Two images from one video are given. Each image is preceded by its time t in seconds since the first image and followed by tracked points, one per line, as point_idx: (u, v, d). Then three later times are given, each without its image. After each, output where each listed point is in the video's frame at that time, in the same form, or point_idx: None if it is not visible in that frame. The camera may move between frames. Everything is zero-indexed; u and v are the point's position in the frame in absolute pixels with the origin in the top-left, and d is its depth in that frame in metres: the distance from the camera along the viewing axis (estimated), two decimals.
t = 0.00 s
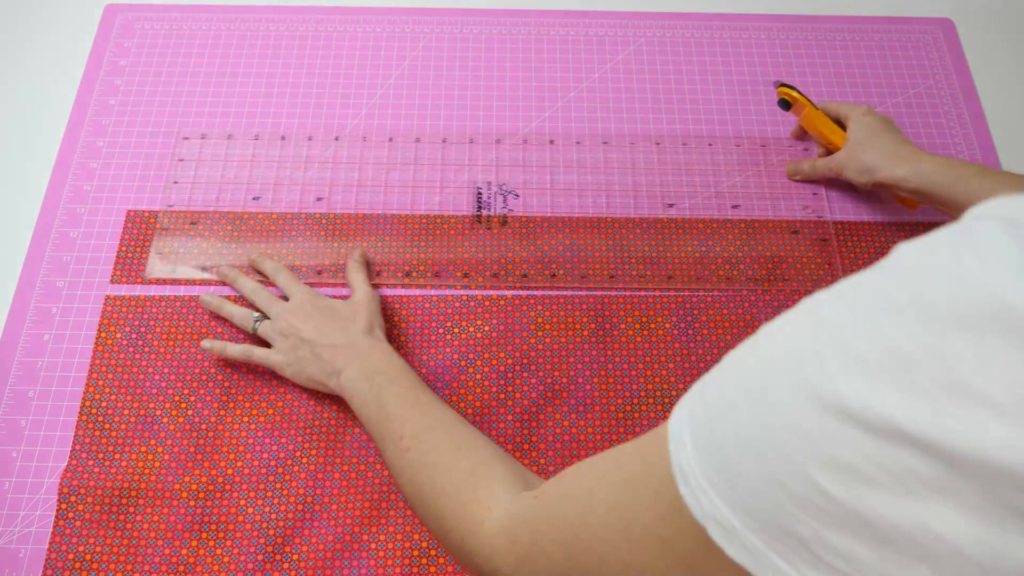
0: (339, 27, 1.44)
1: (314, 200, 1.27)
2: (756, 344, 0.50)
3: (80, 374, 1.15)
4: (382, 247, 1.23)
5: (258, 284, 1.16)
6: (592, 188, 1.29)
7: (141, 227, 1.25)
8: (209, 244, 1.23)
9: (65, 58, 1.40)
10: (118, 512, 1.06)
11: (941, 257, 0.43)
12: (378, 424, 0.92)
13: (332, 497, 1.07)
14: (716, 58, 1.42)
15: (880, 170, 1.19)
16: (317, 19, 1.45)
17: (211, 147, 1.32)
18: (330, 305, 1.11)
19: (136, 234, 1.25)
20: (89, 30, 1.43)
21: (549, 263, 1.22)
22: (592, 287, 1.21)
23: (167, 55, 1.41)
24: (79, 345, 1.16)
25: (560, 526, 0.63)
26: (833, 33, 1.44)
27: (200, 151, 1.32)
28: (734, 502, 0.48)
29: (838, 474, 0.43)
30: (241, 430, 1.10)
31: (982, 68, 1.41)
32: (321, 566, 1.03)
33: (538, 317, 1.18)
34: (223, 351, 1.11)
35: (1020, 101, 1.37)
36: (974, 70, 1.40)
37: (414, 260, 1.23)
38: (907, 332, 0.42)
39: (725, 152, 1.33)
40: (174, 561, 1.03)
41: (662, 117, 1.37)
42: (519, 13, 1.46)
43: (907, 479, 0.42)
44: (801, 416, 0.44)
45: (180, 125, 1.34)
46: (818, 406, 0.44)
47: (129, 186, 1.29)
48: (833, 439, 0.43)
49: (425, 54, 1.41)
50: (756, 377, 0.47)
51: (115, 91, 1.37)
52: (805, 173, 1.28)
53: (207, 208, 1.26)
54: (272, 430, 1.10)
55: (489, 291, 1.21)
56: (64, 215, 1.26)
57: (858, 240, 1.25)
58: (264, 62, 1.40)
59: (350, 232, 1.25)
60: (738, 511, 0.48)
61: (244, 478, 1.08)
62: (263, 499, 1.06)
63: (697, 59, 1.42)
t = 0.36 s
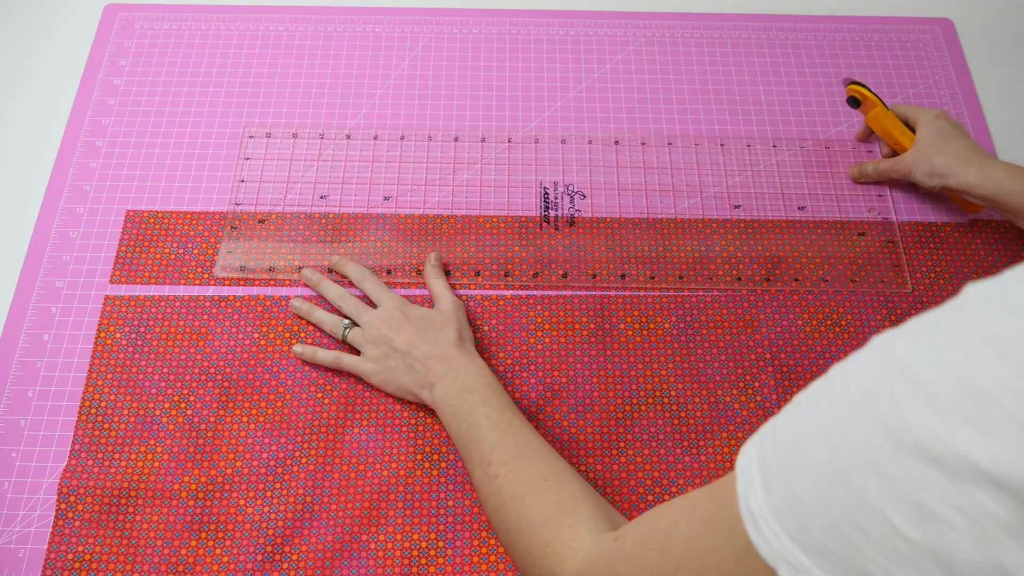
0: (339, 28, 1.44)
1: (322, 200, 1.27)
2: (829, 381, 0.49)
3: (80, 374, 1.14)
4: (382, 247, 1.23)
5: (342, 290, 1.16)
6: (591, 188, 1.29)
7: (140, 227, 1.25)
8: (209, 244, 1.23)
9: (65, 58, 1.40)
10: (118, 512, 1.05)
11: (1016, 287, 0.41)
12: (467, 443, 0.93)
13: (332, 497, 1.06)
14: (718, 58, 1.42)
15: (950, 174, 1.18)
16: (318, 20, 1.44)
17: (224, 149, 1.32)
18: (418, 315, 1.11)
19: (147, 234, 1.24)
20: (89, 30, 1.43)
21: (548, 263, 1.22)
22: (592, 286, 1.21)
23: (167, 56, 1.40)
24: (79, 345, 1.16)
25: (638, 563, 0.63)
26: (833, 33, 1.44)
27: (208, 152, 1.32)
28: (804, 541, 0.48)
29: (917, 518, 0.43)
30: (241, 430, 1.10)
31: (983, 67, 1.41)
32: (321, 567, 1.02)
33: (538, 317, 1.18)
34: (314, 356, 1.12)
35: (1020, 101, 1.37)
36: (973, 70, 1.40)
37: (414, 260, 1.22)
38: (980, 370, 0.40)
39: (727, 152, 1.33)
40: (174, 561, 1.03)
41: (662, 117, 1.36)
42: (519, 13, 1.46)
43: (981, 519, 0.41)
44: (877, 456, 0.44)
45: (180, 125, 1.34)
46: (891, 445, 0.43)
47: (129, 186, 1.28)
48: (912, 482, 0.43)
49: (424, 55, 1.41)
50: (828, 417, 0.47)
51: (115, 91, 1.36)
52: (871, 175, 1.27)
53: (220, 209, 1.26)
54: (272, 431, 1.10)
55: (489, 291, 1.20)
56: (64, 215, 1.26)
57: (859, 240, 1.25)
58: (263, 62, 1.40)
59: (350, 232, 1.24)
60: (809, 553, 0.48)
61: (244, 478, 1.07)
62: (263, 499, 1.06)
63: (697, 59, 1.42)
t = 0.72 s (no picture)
0: (339, 28, 1.44)
1: (328, 200, 1.27)
2: (783, 418, 0.51)
3: (80, 374, 1.14)
4: (383, 247, 1.23)
5: (260, 301, 1.16)
6: (592, 187, 1.29)
7: (140, 227, 1.25)
8: (210, 244, 1.23)
9: (65, 59, 1.40)
10: (118, 512, 1.06)
11: (979, 345, 0.46)
12: (394, 438, 0.93)
13: (331, 497, 1.06)
14: (719, 58, 1.42)
15: (869, 160, 1.21)
16: (318, 19, 1.45)
17: (220, 150, 1.32)
18: (337, 322, 1.11)
19: (142, 239, 1.24)
20: (89, 29, 1.43)
21: (549, 263, 1.22)
22: (592, 286, 1.21)
23: (167, 56, 1.40)
24: (79, 346, 1.16)
25: (575, 554, 0.63)
26: (833, 33, 1.44)
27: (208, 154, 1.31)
28: None
29: (878, 563, 0.47)
30: (241, 430, 1.10)
31: (984, 68, 1.41)
32: (321, 567, 1.03)
33: (539, 317, 1.18)
34: (235, 370, 1.11)
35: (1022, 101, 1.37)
36: (975, 70, 1.40)
37: (413, 259, 1.22)
38: (946, 428, 0.45)
39: (728, 152, 1.33)
40: (174, 562, 1.03)
41: (662, 117, 1.37)
42: (519, 13, 1.46)
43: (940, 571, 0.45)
44: (842, 505, 0.47)
45: (181, 124, 1.34)
46: (857, 497, 0.46)
47: (129, 185, 1.29)
48: (877, 530, 0.46)
49: (425, 55, 1.41)
50: (790, 458, 0.49)
51: (115, 91, 1.36)
52: (788, 168, 1.28)
53: (216, 211, 1.26)
54: (272, 431, 1.10)
55: (489, 291, 1.20)
56: (64, 215, 1.26)
57: (860, 239, 1.25)
58: (263, 62, 1.40)
59: (350, 232, 1.24)
60: None
61: (244, 478, 1.07)
62: (263, 499, 1.06)
63: (697, 59, 1.42)
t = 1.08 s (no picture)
0: (339, 28, 1.44)
1: (311, 200, 1.27)
2: (732, 411, 0.48)
3: (79, 374, 1.14)
4: (383, 247, 1.23)
5: (246, 302, 1.16)
6: (593, 188, 1.29)
7: (140, 227, 1.25)
8: (209, 244, 1.23)
9: (64, 59, 1.40)
10: (118, 512, 1.06)
11: (912, 331, 0.42)
12: (383, 441, 0.92)
13: (331, 497, 1.06)
14: (719, 58, 1.42)
15: (860, 161, 1.22)
16: (317, 19, 1.45)
17: (205, 149, 1.32)
18: (322, 322, 1.11)
19: (126, 235, 1.24)
20: (89, 29, 1.43)
21: (549, 263, 1.22)
22: (592, 286, 1.21)
23: (167, 55, 1.40)
24: (78, 346, 1.16)
25: (558, 548, 0.60)
26: (832, 33, 1.44)
27: (195, 152, 1.32)
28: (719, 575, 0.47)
29: (824, 559, 0.43)
30: (241, 430, 1.10)
31: (983, 68, 1.41)
32: (321, 567, 1.03)
33: (539, 317, 1.18)
34: (220, 371, 1.11)
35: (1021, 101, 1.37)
36: (974, 70, 1.40)
37: (414, 259, 1.23)
38: (882, 421, 0.41)
39: (728, 152, 1.33)
40: (173, 561, 1.03)
41: (662, 117, 1.37)
42: (519, 13, 1.46)
43: (885, 565, 0.42)
44: (786, 501, 0.43)
45: (181, 124, 1.34)
46: (800, 493, 0.43)
47: (128, 185, 1.29)
48: (822, 526, 0.43)
49: (425, 55, 1.41)
50: (736, 454, 0.45)
51: (115, 91, 1.37)
52: (776, 172, 1.28)
53: (195, 208, 1.26)
54: (272, 431, 1.10)
55: (489, 291, 1.21)
56: (64, 215, 1.26)
57: (859, 240, 1.25)
58: (263, 62, 1.40)
59: (350, 232, 1.24)
60: None
61: (244, 478, 1.08)
62: (263, 499, 1.06)
63: (696, 60, 1.42)
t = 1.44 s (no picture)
0: (340, 28, 1.44)
1: (309, 200, 1.27)
2: (726, 438, 0.47)
3: (79, 374, 1.14)
4: (382, 247, 1.23)
5: (245, 302, 1.16)
6: (592, 188, 1.29)
7: (140, 226, 1.25)
8: (208, 244, 1.23)
9: (64, 59, 1.40)
10: (118, 512, 1.06)
11: (909, 368, 0.41)
12: (378, 437, 0.93)
13: (331, 497, 1.06)
14: (719, 58, 1.42)
15: (856, 164, 1.22)
16: (317, 19, 1.45)
17: (202, 149, 1.32)
18: (319, 323, 1.11)
19: (123, 233, 1.24)
20: (89, 30, 1.43)
21: (549, 263, 1.23)
22: (591, 286, 1.21)
23: (166, 55, 1.40)
24: (78, 346, 1.16)
25: (550, 554, 0.61)
26: (832, 34, 1.44)
27: (193, 152, 1.32)
28: None
29: None
30: (241, 430, 1.10)
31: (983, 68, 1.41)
32: (321, 567, 1.03)
33: (539, 317, 1.18)
34: (218, 371, 1.12)
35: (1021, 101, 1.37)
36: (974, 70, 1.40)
37: (413, 259, 1.23)
38: (875, 458, 0.41)
39: (729, 152, 1.33)
40: (173, 561, 1.03)
41: (661, 117, 1.37)
42: (518, 13, 1.46)
43: None
44: (780, 534, 0.43)
45: (180, 124, 1.34)
46: (794, 527, 0.43)
47: (127, 185, 1.29)
48: (815, 557, 0.43)
49: (424, 54, 1.41)
50: (730, 485, 0.45)
51: (114, 91, 1.37)
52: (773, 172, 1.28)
53: (191, 207, 1.26)
54: (271, 431, 1.10)
55: (489, 291, 1.21)
56: (64, 215, 1.26)
57: (858, 240, 1.25)
58: (262, 62, 1.41)
59: (350, 232, 1.25)
60: None
61: (244, 478, 1.08)
62: (263, 499, 1.06)
63: (696, 60, 1.42)
